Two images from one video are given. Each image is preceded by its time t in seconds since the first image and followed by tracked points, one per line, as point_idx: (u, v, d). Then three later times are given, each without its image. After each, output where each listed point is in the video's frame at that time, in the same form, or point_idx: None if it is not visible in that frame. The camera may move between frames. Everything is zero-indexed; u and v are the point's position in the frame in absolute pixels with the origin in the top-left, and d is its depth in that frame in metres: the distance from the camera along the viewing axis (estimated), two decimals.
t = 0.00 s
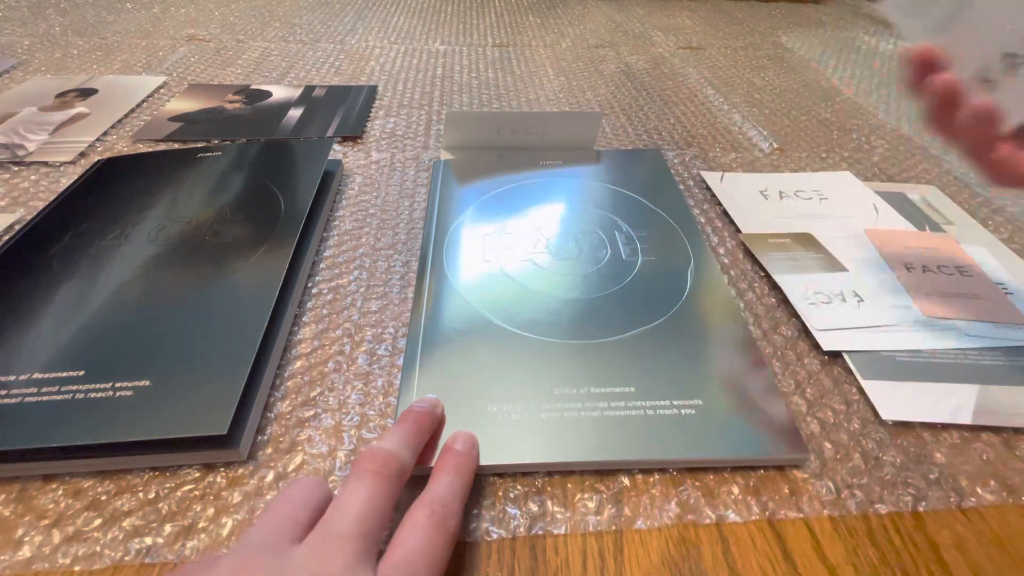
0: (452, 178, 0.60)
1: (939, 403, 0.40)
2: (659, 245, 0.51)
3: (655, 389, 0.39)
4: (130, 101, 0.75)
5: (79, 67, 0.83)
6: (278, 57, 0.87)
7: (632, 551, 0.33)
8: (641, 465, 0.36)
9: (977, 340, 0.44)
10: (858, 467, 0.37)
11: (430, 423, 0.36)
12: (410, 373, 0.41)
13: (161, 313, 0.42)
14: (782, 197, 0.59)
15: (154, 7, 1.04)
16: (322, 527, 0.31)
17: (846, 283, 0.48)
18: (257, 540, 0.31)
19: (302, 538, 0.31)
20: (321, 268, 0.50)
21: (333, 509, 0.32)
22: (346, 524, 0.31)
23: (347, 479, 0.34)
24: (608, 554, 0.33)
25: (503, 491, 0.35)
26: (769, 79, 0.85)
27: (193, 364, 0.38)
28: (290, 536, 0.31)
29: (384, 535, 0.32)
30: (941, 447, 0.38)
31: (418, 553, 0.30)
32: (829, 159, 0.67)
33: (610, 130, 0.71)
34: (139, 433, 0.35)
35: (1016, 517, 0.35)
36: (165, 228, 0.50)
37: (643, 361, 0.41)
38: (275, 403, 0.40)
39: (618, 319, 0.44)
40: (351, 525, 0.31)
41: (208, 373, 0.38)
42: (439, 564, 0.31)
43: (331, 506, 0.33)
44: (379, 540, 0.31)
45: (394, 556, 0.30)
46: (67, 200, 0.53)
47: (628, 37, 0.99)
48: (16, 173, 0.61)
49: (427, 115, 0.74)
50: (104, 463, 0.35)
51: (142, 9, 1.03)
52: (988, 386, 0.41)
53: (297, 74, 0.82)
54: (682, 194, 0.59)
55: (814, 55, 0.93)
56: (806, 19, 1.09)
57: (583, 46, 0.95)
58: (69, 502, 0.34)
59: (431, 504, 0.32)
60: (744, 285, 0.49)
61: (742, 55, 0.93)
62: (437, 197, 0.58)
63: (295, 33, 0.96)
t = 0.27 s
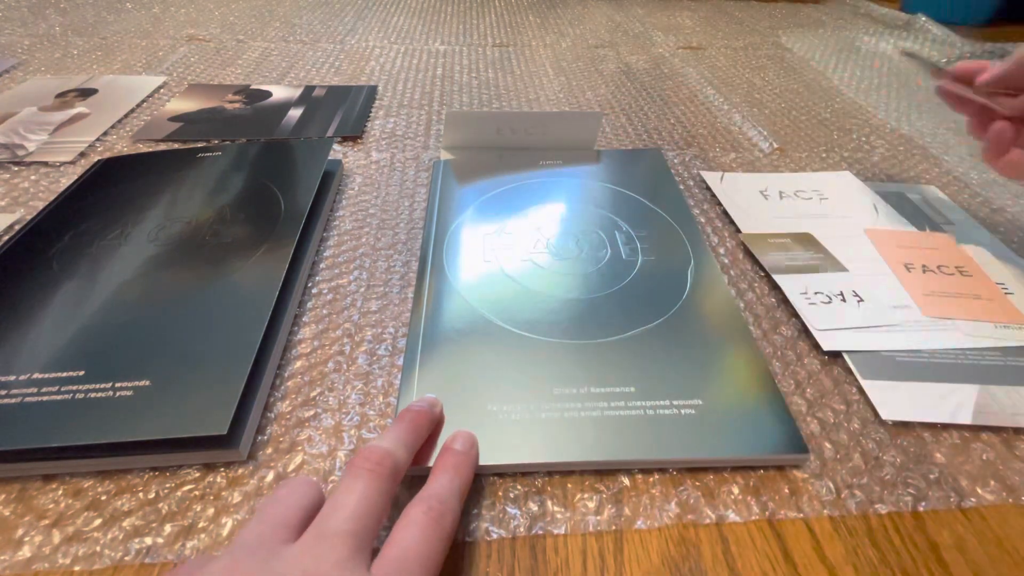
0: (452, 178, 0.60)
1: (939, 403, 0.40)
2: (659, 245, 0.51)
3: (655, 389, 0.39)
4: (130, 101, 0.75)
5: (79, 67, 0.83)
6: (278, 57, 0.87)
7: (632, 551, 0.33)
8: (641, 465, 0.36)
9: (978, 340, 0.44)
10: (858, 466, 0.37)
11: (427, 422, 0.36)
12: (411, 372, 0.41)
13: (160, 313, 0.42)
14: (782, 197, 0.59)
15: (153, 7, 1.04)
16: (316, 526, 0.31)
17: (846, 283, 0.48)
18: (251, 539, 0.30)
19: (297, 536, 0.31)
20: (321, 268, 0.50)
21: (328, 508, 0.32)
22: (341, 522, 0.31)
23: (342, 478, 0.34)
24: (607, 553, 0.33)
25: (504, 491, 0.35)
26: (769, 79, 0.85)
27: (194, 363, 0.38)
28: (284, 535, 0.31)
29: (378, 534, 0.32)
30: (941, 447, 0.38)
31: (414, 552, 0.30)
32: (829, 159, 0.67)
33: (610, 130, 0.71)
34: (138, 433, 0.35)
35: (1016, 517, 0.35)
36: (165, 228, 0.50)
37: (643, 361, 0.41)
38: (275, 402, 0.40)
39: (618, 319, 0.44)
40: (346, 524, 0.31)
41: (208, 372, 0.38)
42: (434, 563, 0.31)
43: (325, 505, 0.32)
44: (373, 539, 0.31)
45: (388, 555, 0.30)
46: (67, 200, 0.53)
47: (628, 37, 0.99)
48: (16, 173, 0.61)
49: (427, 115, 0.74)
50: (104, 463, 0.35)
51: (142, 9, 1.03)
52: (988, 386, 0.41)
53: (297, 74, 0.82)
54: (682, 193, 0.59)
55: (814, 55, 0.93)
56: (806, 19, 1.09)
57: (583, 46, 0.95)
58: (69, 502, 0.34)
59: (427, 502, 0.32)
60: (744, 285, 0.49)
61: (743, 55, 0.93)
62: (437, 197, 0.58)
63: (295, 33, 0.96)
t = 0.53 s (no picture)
0: (452, 177, 0.60)
1: (939, 402, 0.40)
2: (659, 245, 0.51)
3: (654, 388, 0.39)
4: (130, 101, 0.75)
5: (79, 67, 0.83)
6: (278, 57, 0.87)
7: (632, 551, 0.33)
8: (640, 463, 0.36)
9: (978, 340, 0.44)
10: (857, 466, 0.37)
11: (425, 421, 0.36)
12: (411, 372, 0.41)
13: (161, 313, 0.42)
14: (782, 197, 0.59)
15: (154, 7, 1.04)
16: (316, 524, 0.31)
17: (847, 283, 0.48)
18: (249, 539, 0.30)
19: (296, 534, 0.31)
20: (321, 267, 0.50)
21: (325, 507, 0.32)
22: (338, 521, 0.31)
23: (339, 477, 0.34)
24: (607, 553, 0.33)
25: (503, 490, 0.35)
26: (769, 79, 0.85)
27: (194, 362, 0.38)
28: (282, 533, 0.31)
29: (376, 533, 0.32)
30: (941, 447, 0.38)
31: (411, 548, 0.30)
32: (829, 159, 0.67)
33: (611, 130, 0.71)
34: (138, 432, 0.35)
35: (1015, 517, 0.35)
36: (165, 228, 0.50)
37: (643, 361, 0.41)
38: (276, 402, 0.40)
39: (619, 319, 0.44)
40: (343, 523, 0.31)
41: (208, 372, 0.38)
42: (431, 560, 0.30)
43: (322, 504, 0.32)
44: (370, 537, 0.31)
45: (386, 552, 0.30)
46: (67, 200, 0.53)
47: (627, 37, 0.99)
48: (16, 173, 0.61)
49: (427, 115, 0.74)
50: (105, 463, 0.35)
51: (142, 9, 1.03)
52: (988, 386, 0.41)
53: (297, 74, 0.82)
54: (682, 193, 0.59)
55: (814, 55, 0.93)
56: (806, 19, 1.09)
57: (583, 46, 0.95)
58: (69, 502, 0.34)
59: (424, 500, 0.32)
60: (744, 285, 0.49)
61: (743, 55, 0.93)
62: (437, 197, 0.58)
63: (295, 33, 0.96)
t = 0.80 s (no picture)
0: (452, 176, 0.60)
1: (935, 399, 0.40)
2: (659, 244, 0.51)
3: (652, 385, 0.39)
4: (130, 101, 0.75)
5: (79, 67, 0.83)
6: (278, 57, 0.88)
7: (631, 548, 0.33)
8: (637, 458, 0.36)
9: (975, 338, 0.44)
10: (854, 462, 0.37)
11: (423, 416, 0.36)
12: (411, 369, 0.41)
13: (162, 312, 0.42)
14: (781, 196, 0.60)
15: (154, 7, 1.04)
16: (315, 518, 0.31)
17: (845, 281, 0.48)
18: (249, 532, 0.30)
19: (295, 529, 0.31)
20: (321, 266, 0.50)
21: (324, 501, 0.32)
22: (337, 514, 0.31)
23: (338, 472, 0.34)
24: (608, 553, 0.33)
25: (502, 485, 0.36)
26: (768, 78, 0.85)
27: (197, 360, 0.39)
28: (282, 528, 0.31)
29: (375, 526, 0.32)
30: (937, 444, 0.38)
31: (410, 541, 0.30)
32: (827, 158, 0.67)
33: (610, 130, 0.71)
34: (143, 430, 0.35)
35: (1009, 512, 0.35)
36: (166, 228, 0.50)
37: (641, 358, 0.41)
38: (278, 400, 0.40)
39: (619, 318, 0.44)
40: (342, 516, 0.31)
41: (212, 370, 0.38)
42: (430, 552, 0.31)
43: (321, 499, 0.32)
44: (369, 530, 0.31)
45: (384, 544, 0.30)
46: (69, 199, 0.53)
47: (628, 37, 0.99)
48: (17, 173, 0.61)
49: (427, 115, 0.74)
50: (110, 460, 0.35)
51: (142, 9, 1.03)
52: (985, 383, 0.41)
53: (298, 74, 0.82)
54: (682, 192, 0.59)
55: (814, 55, 0.93)
56: (806, 18, 1.09)
57: (583, 46, 0.95)
58: (73, 500, 0.34)
59: (423, 492, 0.32)
60: (742, 283, 0.50)
61: (742, 55, 0.93)
62: (437, 195, 0.58)
63: (295, 33, 0.96)
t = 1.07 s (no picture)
0: (452, 176, 0.60)
1: (935, 399, 0.40)
2: (659, 244, 0.51)
3: (652, 385, 0.39)
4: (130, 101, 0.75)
5: (79, 67, 0.83)
6: (278, 57, 0.88)
7: (631, 548, 0.33)
8: (637, 459, 0.36)
9: (976, 338, 0.44)
10: (854, 462, 0.37)
11: (422, 416, 0.36)
12: (411, 369, 0.41)
13: (162, 312, 0.42)
14: (781, 195, 0.60)
15: (154, 7, 1.04)
16: (314, 518, 0.31)
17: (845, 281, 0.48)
18: (249, 533, 0.30)
19: (295, 529, 0.31)
20: (322, 266, 0.50)
21: (323, 501, 0.32)
22: (335, 514, 0.31)
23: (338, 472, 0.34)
24: (608, 553, 0.33)
25: (502, 486, 0.36)
26: (769, 78, 0.85)
27: (198, 360, 0.39)
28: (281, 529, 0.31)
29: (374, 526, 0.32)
30: (937, 444, 0.38)
31: (409, 541, 0.30)
32: (827, 158, 0.67)
33: (611, 130, 0.71)
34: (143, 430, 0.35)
35: (1009, 512, 0.35)
36: (166, 228, 0.50)
37: (641, 358, 0.41)
38: (277, 400, 0.40)
39: (618, 318, 0.44)
40: (341, 516, 0.31)
41: (212, 370, 0.38)
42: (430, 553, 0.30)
43: (321, 499, 0.32)
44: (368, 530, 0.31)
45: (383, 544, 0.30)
46: (69, 199, 0.53)
47: (628, 37, 0.99)
48: (17, 173, 0.61)
49: (427, 115, 0.74)
50: (110, 460, 0.35)
51: (142, 9, 1.03)
52: (985, 383, 0.41)
53: (298, 74, 0.82)
54: (682, 192, 0.59)
55: (814, 54, 0.93)
56: (806, 18, 1.09)
57: (584, 46, 0.95)
58: (72, 500, 0.34)
59: (422, 493, 0.32)
60: (742, 283, 0.50)
61: (742, 55, 0.93)
62: (437, 195, 0.58)
63: (295, 33, 0.96)
